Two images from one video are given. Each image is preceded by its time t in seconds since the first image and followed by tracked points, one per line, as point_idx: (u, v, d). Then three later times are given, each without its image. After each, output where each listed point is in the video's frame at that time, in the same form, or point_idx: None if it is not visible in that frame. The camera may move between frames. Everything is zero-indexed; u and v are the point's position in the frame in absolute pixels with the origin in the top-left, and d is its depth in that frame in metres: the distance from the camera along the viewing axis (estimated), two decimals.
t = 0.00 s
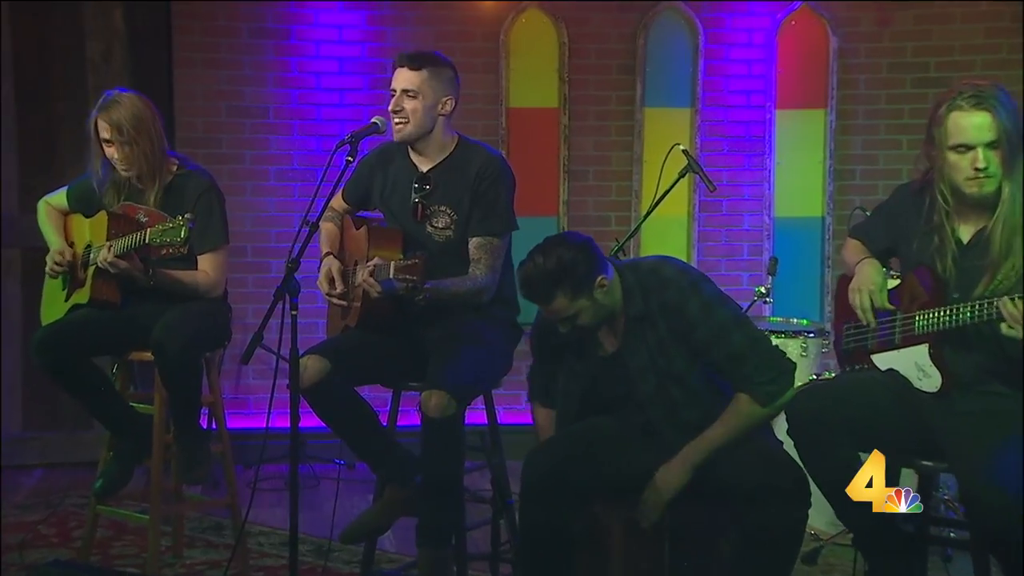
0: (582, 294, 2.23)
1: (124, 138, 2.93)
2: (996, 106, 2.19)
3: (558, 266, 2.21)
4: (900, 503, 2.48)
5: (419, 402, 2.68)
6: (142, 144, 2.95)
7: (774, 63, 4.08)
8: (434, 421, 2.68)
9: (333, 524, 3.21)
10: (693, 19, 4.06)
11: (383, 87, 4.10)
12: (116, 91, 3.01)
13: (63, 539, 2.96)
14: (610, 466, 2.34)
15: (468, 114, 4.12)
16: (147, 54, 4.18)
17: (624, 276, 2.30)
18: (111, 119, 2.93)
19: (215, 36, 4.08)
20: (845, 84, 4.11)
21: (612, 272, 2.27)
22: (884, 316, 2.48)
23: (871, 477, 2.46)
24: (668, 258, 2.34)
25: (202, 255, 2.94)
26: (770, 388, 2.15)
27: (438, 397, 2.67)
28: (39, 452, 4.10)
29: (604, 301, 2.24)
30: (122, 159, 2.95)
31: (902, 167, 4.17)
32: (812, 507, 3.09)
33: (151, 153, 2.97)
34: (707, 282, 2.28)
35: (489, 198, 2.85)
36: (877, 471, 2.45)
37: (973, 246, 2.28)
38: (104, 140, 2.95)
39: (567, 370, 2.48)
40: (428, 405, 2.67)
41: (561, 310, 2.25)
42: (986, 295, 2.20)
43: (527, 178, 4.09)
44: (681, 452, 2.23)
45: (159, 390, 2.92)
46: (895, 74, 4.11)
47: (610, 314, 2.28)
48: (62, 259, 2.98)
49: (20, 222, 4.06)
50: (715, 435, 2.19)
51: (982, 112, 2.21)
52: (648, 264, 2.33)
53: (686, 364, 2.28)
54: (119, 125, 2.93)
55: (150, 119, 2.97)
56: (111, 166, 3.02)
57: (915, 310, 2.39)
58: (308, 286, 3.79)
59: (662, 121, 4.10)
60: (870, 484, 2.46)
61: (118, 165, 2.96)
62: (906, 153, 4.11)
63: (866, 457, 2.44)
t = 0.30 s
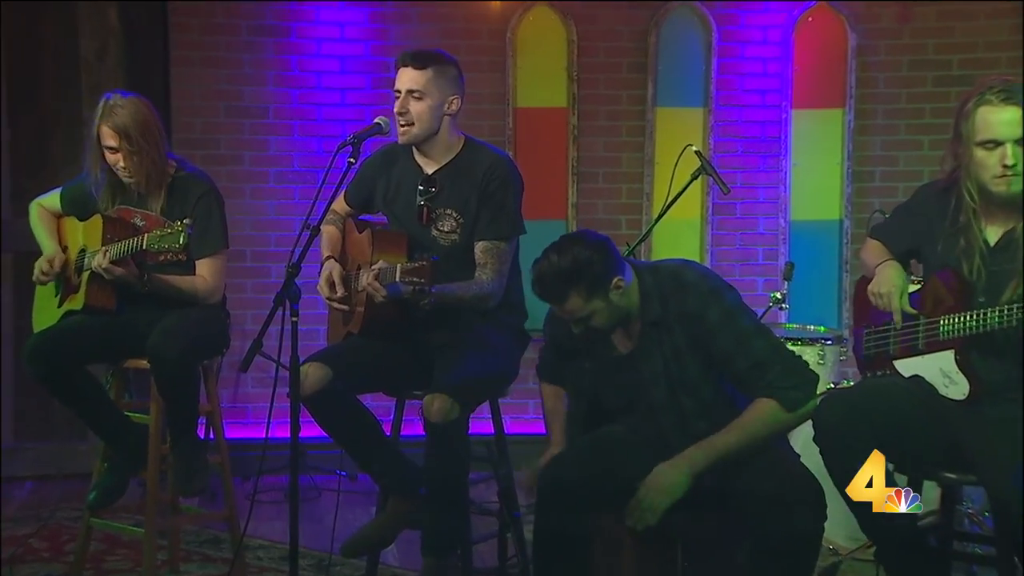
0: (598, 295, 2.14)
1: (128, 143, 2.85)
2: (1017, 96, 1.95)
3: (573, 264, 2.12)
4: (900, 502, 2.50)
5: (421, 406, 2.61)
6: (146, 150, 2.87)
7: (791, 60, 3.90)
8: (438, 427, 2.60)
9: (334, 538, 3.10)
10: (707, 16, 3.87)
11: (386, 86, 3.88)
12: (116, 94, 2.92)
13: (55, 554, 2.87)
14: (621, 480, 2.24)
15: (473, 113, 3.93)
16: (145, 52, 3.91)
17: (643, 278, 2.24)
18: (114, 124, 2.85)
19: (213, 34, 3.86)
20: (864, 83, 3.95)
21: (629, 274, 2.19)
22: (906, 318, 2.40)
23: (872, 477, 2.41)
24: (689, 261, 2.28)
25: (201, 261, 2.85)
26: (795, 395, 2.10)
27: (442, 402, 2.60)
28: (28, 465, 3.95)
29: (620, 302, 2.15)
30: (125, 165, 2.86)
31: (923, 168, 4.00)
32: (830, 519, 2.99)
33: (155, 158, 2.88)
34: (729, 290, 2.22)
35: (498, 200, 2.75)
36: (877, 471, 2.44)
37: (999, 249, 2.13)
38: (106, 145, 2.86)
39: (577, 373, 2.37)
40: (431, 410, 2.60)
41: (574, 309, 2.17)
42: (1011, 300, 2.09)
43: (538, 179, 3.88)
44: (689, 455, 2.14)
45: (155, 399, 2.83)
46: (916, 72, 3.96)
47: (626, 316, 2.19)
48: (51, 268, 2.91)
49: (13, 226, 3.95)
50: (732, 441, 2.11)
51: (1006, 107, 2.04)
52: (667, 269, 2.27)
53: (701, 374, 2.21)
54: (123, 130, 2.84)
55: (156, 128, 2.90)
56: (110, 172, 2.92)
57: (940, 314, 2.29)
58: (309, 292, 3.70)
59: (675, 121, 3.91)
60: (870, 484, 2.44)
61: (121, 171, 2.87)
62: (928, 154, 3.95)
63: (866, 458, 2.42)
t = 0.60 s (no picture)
0: (611, 297, 2.04)
1: (144, 136, 2.77)
2: None
3: (587, 265, 2.02)
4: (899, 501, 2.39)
5: (428, 420, 2.49)
6: (157, 145, 2.80)
7: (808, 58, 3.77)
8: (444, 441, 2.48)
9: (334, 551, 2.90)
10: (722, 13, 3.74)
11: (389, 85, 3.77)
12: (127, 87, 2.84)
13: (47, 568, 2.77)
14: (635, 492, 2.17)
15: (479, 114, 3.81)
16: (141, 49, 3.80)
17: (655, 283, 2.16)
18: (131, 113, 2.76)
19: (211, 31, 3.74)
20: (884, 82, 3.82)
21: (643, 277, 2.10)
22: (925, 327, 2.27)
23: (871, 475, 2.31)
24: (705, 264, 2.19)
25: (198, 265, 2.77)
26: (813, 406, 2.00)
27: (448, 416, 2.47)
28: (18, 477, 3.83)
29: (634, 305, 2.06)
30: (133, 157, 2.75)
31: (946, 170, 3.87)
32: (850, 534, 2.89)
33: (163, 156, 2.81)
34: (749, 293, 2.12)
35: (507, 204, 2.66)
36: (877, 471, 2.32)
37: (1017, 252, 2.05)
38: (116, 135, 2.75)
39: (590, 391, 2.25)
40: (438, 424, 2.47)
41: (586, 313, 2.06)
42: None
43: (547, 181, 3.77)
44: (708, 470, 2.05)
45: (151, 408, 2.74)
46: (939, 70, 3.82)
47: (640, 320, 2.11)
48: (50, 266, 2.81)
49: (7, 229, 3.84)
50: (751, 456, 2.02)
51: None
52: (682, 271, 2.19)
53: (719, 380, 2.14)
54: (140, 121, 2.76)
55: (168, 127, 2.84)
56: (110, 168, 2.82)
57: (957, 324, 2.17)
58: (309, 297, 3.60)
59: (688, 121, 3.77)
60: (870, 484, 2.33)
61: (126, 164, 2.76)
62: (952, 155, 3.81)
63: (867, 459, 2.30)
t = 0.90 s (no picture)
0: (620, 305, 1.96)
1: (150, 132, 2.71)
2: None
3: (594, 271, 1.95)
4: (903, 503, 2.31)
5: (432, 430, 2.40)
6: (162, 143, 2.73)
7: (825, 57, 3.67)
8: (448, 452, 2.38)
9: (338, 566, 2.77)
10: (737, 9, 3.62)
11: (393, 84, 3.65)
12: (132, 83, 2.78)
13: None
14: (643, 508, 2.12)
15: (485, 114, 3.69)
16: (137, 47, 3.68)
17: (664, 294, 2.06)
18: (137, 108, 2.70)
19: (208, 29, 3.63)
20: (906, 80, 3.70)
21: (651, 285, 2.01)
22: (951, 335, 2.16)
23: (872, 474, 2.29)
24: (715, 268, 2.08)
25: (196, 271, 2.69)
26: (832, 411, 1.92)
27: (453, 425, 2.38)
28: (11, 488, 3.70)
29: (643, 314, 1.98)
30: (135, 152, 2.69)
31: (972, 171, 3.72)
32: (869, 549, 2.79)
33: (167, 155, 2.74)
34: (762, 295, 2.03)
35: (508, 205, 2.56)
36: (877, 471, 2.29)
37: None
38: (120, 130, 2.69)
39: (601, 406, 2.12)
40: (442, 433, 2.38)
41: (595, 323, 1.98)
42: None
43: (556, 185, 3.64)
44: (722, 478, 1.99)
45: (147, 418, 2.66)
46: (963, 69, 3.69)
47: (649, 331, 2.01)
48: (40, 272, 2.73)
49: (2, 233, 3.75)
50: (767, 464, 1.95)
51: None
52: (692, 277, 2.07)
53: (733, 390, 2.04)
54: (147, 116, 2.71)
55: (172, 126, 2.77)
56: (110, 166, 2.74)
57: (986, 330, 2.05)
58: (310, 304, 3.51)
59: (701, 122, 3.65)
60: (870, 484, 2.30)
61: (127, 160, 2.69)
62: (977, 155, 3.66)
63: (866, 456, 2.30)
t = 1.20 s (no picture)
0: (629, 327, 1.87)
1: (141, 148, 2.61)
2: None
3: (601, 295, 1.86)
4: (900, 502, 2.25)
5: (436, 435, 2.30)
6: (156, 156, 2.64)
7: (846, 54, 3.44)
8: (454, 457, 2.29)
9: None
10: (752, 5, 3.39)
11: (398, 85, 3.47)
12: (123, 92, 2.67)
13: None
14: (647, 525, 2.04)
15: (492, 114, 3.47)
16: (134, 42, 3.44)
17: (674, 308, 1.97)
18: (127, 125, 2.61)
19: (203, 26, 3.43)
20: (929, 79, 3.48)
21: (662, 303, 1.93)
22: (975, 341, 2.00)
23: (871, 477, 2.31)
24: (728, 281, 1.99)
25: (195, 277, 2.60)
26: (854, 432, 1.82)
27: (458, 429, 2.28)
28: None
29: (653, 334, 1.89)
30: (128, 169, 2.59)
31: (999, 172, 3.51)
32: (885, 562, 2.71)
33: (161, 168, 2.64)
34: (774, 308, 1.92)
35: (512, 203, 2.47)
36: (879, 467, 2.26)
37: None
38: (111, 147, 2.60)
39: (612, 419, 2.08)
40: (447, 438, 2.28)
41: (603, 346, 1.89)
42: None
43: (566, 187, 3.43)
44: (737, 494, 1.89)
45: (143, 430, 2.59)
46: (989, 66, 3.47)
47: (659, 350, 1.93)
48: (34, 272, 2.63)
49: None
50: (784, 481, 1.84)
51: None
52: (703, 292, 1.98)
53: (748, 404, 1.94)
54: (136, 131, 2.61)
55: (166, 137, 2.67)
56: (103, 179, 2.65)
57: (1015, 337, 1.93)
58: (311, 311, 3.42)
59: (716, 123, 3.43)
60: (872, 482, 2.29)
61: (121, 175, 2.60)
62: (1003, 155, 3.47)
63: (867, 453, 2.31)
